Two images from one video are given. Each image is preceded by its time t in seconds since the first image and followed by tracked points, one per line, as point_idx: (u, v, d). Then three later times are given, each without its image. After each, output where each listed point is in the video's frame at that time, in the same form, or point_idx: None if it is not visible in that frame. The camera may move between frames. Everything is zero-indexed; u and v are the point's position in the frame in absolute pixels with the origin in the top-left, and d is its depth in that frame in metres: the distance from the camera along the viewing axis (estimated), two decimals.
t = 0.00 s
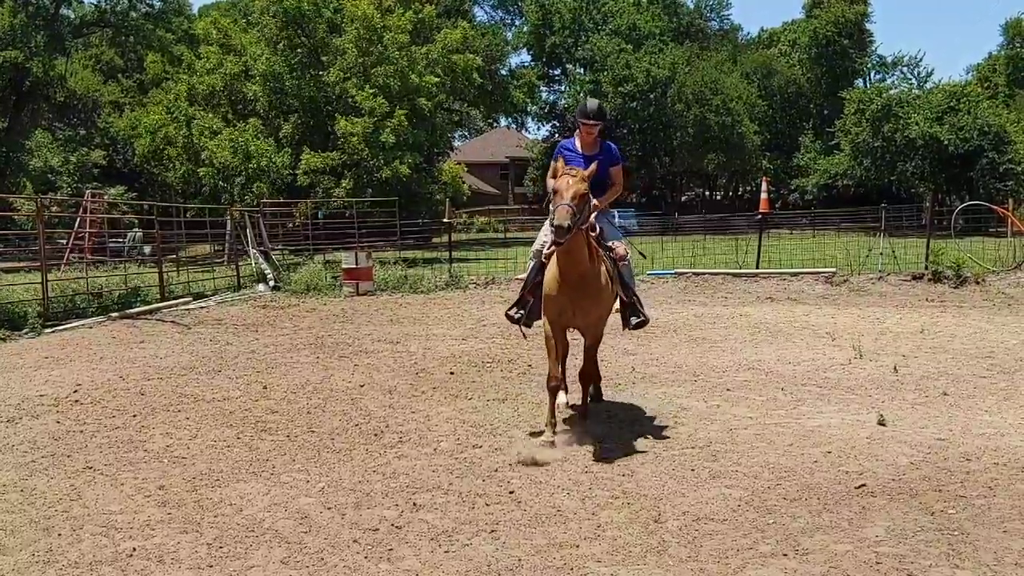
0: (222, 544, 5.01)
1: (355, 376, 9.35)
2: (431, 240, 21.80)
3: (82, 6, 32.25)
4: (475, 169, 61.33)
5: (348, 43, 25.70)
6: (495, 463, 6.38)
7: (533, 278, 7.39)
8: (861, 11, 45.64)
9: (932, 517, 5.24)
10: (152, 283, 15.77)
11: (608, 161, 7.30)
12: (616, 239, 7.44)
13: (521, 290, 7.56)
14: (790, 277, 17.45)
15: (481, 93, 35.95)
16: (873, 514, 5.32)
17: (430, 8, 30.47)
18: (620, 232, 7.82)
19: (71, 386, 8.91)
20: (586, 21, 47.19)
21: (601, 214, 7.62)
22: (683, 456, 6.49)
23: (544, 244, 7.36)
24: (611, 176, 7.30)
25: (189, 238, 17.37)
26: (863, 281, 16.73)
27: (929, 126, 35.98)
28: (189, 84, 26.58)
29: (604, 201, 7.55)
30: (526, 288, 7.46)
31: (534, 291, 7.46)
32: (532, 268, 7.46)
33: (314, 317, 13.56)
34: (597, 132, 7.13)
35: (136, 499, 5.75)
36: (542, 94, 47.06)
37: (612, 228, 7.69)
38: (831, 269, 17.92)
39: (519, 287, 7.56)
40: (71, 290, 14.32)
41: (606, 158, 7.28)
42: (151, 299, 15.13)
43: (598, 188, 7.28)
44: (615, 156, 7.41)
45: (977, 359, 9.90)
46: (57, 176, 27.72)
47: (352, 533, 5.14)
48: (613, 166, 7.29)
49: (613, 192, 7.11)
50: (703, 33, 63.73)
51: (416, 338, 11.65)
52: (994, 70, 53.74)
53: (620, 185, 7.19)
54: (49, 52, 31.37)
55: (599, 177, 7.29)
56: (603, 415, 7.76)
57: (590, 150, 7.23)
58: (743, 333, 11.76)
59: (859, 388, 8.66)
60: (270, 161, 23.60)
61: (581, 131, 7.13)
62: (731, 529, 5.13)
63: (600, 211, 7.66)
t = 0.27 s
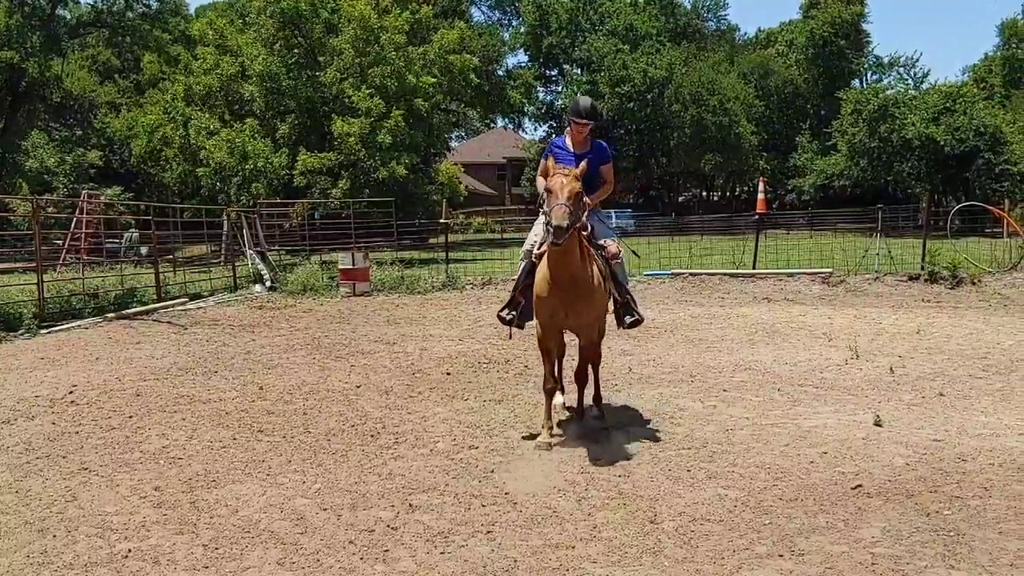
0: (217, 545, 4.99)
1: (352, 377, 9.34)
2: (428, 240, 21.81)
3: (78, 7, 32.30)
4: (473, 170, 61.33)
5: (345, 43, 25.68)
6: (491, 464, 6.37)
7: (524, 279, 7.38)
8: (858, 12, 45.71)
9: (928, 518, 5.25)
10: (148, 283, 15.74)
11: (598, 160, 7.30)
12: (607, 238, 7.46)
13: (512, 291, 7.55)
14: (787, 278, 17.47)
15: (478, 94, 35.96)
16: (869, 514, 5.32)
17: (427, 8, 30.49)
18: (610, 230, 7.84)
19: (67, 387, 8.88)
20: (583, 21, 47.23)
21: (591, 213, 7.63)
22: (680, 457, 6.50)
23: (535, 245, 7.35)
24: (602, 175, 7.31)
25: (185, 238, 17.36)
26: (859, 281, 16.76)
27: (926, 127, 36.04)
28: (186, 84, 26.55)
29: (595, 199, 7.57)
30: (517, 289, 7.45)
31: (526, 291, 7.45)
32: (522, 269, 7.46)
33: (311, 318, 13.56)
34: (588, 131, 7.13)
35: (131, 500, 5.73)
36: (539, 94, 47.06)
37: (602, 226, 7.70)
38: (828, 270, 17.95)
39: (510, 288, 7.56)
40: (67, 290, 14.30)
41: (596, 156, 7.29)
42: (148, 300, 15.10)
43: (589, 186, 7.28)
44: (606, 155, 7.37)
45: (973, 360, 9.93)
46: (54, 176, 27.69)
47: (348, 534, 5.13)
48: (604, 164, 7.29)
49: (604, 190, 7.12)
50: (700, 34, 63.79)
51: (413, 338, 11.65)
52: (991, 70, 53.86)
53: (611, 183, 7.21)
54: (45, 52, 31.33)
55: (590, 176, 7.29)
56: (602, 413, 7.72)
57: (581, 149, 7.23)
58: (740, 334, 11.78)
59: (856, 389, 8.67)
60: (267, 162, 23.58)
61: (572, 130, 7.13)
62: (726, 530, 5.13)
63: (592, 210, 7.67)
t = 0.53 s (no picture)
0: (210, 546, 4.98)
1: (346, 377, 9.32)
2: (423, 240, 21.78)
3: (73, 7, 32.31)
4: (468, 170, 61.33)
5: (340, 43, 25.65)
6: (485, 464, 6.36)
7: (515, 279, 7.39)
8: (852, 12, 45.79)
9: (922, 518, 5.25)
10: (143, 284, 15.70)
11: (589, 159, 7.28)
12: (598, 238, 7.47)
13: (503, 291, 7.57)
14: (782, 278, 17.48)
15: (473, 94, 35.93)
16: (863, 514, 5.32)
17: (421, 8, 30.45)
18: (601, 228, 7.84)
19: (60, 388, 8.84)
20: (578, 21, 47.24)
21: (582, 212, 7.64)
22: (674, 457, 6.50)
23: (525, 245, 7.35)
24: (592, 173, 7.30)
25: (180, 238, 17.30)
26: (854, 281, 16.77)
27: (920, 127, 36.09)
28: (181, 84, 26.49)
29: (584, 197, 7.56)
30: (507, 289, 7.47)
31: (515, 291, 7.46)
32: (512, 269, 7.46)
33: (306, 318, 13.53)
34: (579, 131, 7.12)
35: (124, 501, 5.71)
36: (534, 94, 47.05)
37: (593, 224, 7.71)
38: (823, 270, 17.96)
39: (501, 288, 7.57)
40: (61, 290, 14.23)
41: (587, 156, 7.27)
42: (142, 300, 15.05)
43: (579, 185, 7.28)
44: (598, 154, 7.34)
45: (968, 360, 9.94)
46: (48, 176, 27.61)
47: (340, 535, 5.11)
48: (594, 163, 7.28)
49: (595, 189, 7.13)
50: (695, 34, 63.87)
51: (408, 339, 11.63)
52: (985, 70, 53.97)
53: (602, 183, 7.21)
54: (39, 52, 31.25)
55: (580, 176, 7.29)
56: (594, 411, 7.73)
57: (571, 148, 7.22)
58: (735, 334, 11.78)
59: (851, 388, 8.67)
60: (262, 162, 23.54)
61: (562, 129, 7.11)
62: (720, 530, 5.13)
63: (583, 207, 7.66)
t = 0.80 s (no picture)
0: (202, 547, 4.96)
1: (341, 377, 9.31)
2: (418, 239, 21.76)
3: (67, 6, 32.29)
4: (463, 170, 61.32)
5: (335, 43, 25.63)
6: (479, 464, 6.34)
7: (506, 278, 7.38)
8: (847, 12, 45.83)
9: (916, 516, 5.25)
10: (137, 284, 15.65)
11: (583, 160, 7.26)
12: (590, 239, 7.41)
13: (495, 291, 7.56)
14: (777, 277, 17.46)
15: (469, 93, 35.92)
16: (857, 513, 5.31)
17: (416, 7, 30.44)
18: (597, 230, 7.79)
19: (53, 388, 8.81)
20: (573, 21, 47.27)
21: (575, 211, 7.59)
22: (668, 456, 6.49)
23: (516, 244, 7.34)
24: (585, 172, 7.27)
25: (174, 238, 17.26)
26: (848, 281, 16.77)
27: (916, 126, 36.16)
28: (175, 84, 26.45)
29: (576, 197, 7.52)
30: (499, 288, 7.45)
31: (507, 291, 7.45)
32: (504, 268, 7.45)
33: (301, 317, 13.51)
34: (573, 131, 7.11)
35: (116, 502, 5.68)
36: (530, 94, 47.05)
37: (587, 225, 7.65)
38: (818, 269, 17.95)
39: (494, 287, 7.56)
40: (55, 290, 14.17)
41: (580, 156, 7.24)
42: (136, 300, 14.99)
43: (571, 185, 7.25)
44: (591, 155, 7.32)
45: (962, 358, 9.96)
46: (42, 176, 27.55)
47: (333, 535, 5.10)
48: (586, 162, 7.25)
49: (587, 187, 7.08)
50: (690, 34, 63.93)
51: (403, 338, 11.62)
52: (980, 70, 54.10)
53: (595, 183, 7.16)
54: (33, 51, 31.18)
55: (574, 175, 7.27)
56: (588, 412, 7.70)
57: (565, 149, 7.23)
58: (730, 332, 11.79)
59: (845, 387, 8.69)
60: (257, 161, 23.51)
61: (555, 129, 7.10)
62: (714, 530, 5.12)
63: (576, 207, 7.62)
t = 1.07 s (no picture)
0: (197, 547, 4.95)
1: (337, 376, 9.30)
2: (414, 239, 21.75)
3: (62, 6, 32.24)
4: (460, 169, 61.29)
5: (331, 42, 25.59)
6: (475, 464, 6.34)
7: (501, 278, 7.38)
8: (843, 11, 45.89)
9: (912, 515, 5.25)
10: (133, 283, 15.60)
11: (577, 158, 7.24)
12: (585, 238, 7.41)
13: (491, 290, 7.56)
14: (773, 277, 17.47)
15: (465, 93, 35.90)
16: (853, 512, 5.32)
17: (412, 7, 30.42)
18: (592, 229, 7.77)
19: (48, 388, 8.78)
20: (569, 21, 47.30)
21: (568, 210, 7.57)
22: (665, 456, 6.49)
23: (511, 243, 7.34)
24: (579, 171, 7.25)
25: (170, 238, 17.24)
26: (845, 280, 16.78)
27: (911, 125, 36.22)
28: (171, 83, 26.41)
29: (569, 195, 7.50)
30: (494, 288, 7.46)
31: (502, 291, 7.45)
32: (499, 268, 7.46)
33: (297, 317, 13.49)
34: (567, 130, 7.10)
35: (111, 502, 5.67)
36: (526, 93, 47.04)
37: (582, 224, 7.63)
38: (814, 268, 17.96)
39: (489, 287, 7.56)
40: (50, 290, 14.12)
41: (575, 155, 7.23)
42: (131, 299, 14.94)
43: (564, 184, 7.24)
44: (585, 154, 7.28)
45: (957, 358, 9.96)
46: (38, 176, 27.48)
47: (329, 535, 5.09)
48: (581, 161, 7.23)
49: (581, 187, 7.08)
50: (686, 33, 63.97)
51: (399, 338, 11.60)
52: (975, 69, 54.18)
53: (589, 180, 7.13)
54: (28, 51, 31.11)
55: (567, 174, 7.26)
56: (586, 409, 7.75)
57: (559, 148, 7.23)
58: (726, 332, 11.79)
59: (841, 387, 8.69)
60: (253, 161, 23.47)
61: (549, 129, 7.10)
62: (711, 529, 5.12)
63: (570, 206, 7.60)
